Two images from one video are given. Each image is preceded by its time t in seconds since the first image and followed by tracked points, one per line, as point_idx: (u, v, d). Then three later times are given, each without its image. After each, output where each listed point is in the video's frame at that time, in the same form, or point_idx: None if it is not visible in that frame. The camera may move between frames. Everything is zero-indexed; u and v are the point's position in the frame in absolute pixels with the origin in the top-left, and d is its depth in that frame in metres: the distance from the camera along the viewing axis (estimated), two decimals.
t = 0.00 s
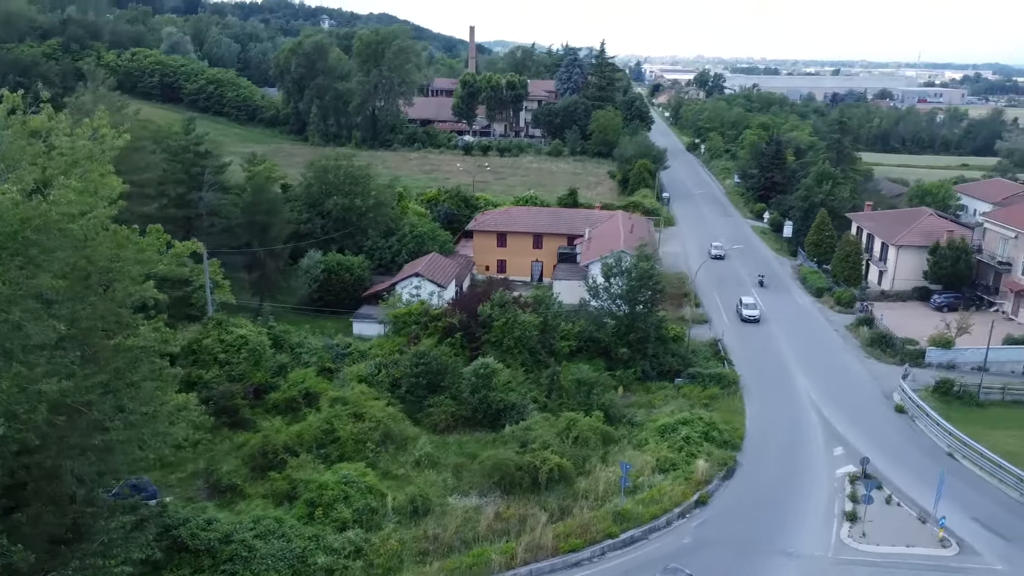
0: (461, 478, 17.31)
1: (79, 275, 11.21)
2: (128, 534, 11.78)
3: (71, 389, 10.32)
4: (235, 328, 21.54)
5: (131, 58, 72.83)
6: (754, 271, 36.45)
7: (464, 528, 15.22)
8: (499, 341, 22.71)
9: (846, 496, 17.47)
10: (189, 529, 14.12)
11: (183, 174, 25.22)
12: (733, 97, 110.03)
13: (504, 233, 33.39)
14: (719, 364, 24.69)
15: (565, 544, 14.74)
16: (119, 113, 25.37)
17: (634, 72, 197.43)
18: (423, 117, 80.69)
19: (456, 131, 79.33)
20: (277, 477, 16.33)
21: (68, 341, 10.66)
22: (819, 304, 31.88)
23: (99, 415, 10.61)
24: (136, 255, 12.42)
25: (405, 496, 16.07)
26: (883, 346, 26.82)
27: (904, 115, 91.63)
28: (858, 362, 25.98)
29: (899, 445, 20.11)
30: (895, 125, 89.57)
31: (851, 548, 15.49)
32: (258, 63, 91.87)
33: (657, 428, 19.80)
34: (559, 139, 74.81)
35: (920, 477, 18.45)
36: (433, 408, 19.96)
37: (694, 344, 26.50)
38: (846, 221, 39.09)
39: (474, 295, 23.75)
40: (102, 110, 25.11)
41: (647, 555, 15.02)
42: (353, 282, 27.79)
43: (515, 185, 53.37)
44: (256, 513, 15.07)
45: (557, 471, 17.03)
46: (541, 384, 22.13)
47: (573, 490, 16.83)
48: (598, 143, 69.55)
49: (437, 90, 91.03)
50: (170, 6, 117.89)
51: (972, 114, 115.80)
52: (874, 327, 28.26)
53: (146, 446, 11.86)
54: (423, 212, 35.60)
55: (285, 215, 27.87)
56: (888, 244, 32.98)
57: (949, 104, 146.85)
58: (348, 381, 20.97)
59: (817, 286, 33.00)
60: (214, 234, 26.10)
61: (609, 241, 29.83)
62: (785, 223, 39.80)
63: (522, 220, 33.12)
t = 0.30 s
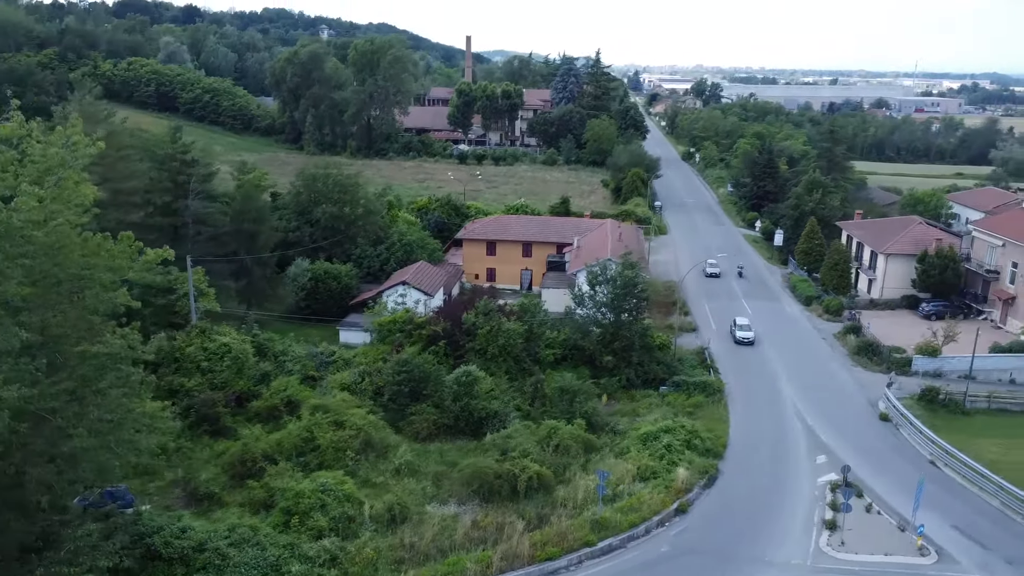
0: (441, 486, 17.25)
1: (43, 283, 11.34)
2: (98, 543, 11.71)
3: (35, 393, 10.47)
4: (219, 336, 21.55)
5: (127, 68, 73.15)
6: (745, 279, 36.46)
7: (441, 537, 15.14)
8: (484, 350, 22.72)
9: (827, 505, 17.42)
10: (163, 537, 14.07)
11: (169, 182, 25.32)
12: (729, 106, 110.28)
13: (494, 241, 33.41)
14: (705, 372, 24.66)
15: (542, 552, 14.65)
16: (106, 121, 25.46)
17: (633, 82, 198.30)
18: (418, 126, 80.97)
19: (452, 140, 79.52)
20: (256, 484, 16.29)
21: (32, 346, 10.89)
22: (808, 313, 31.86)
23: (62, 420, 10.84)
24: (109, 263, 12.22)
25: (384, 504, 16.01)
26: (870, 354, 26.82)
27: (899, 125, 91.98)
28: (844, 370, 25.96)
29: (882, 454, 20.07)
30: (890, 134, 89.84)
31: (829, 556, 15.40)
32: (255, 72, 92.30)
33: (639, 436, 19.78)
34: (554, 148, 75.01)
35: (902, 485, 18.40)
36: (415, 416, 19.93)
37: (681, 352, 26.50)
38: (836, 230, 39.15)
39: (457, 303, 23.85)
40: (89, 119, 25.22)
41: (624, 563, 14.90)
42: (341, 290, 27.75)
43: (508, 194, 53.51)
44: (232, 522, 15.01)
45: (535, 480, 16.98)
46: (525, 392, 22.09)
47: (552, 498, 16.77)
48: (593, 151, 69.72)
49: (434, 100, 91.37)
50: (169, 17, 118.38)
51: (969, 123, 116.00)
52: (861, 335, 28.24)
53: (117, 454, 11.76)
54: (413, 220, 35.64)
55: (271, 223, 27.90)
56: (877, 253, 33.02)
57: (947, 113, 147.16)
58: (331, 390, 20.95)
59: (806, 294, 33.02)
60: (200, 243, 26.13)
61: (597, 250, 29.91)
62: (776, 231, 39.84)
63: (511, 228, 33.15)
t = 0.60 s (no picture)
0: (417, 495, 17.19)
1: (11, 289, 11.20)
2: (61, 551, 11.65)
3: None
4: (199, 344, 21.54)
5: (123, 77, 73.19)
6: (733, 288, 36.49)
7: (414, 546, 15.05)
8: (466, 359, 22.74)
9: (804, 513, 17.36)
10: (133, 545, 13.96)
11: (154, 191, 25.49)
12: (725, 116, 110.53)
13: (481, 250, 33.42)
14: (689, 380, 24.62)
15: (515, 560, 14.53)
16: (91, 131, 25.51)
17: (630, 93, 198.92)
18: (414, 136, 81.10)
19: (447, 149, 79.59)
20: (230, 492, 16.23)
21: None
22: (795, 321, 31.86)
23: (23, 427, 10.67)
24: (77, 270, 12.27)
25: (359, 512, 15.94)
26: (855, 363, 26.83)
27: (894, 134, 92.06)
28: (829, 379, 25.94)
29: (863, 463, 20.01)
30: (885, 144, 89.96)
31: (804, 564, 15.34)
32: (251, 82, 92.48)
33: (619, 445, 19.74)
34: (549, 158, 75.11)
35: (881, 494, 18.35)
36: (395, 425, 19.91)
37: (666, 361, 26.49)
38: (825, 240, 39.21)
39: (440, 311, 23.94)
40: (74, 128, 25.26)
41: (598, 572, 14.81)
42: (326, 299, 27.68)
43: (501, 203, 53.54)
44: (204, 530, 14.95)
45: (511, 489, 16.93)
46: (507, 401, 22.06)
47: (528, 507, 16.70)
48: (587, 161, 69.85)
49: (429, 110, 91.63)
50: (167, 27, 118.59)
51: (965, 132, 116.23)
52: (847, 344, 28.23)
53: (79, 458, 11.96)
54: (402, 229, 35.65)
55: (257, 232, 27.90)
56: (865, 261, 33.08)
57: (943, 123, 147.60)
58: (312, 398, 20.92)
59: (794, 303, 33.03)
60: (185, 251, 26.18)
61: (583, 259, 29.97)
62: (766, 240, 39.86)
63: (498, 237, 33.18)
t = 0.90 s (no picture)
0: (396, 502, 17.13)
1: None
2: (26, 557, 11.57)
3: None
4: (182, 351, 21.54)
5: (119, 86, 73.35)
6: (723, 295, 36.47)
7: (391, 552, 14.96)
8: (451, 365, 22.76)
9: (784, 520, 17.30)
10: (106, 551, 13.87)
11: (140, 199, 25.79)
12: (721, 125, 110.78)
13: (471, 258, 33.43)
14: (674, 387, 24.59)
15: (491, 567, 14.43)
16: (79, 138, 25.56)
17: (628, 102, 199.60)
18: (409, 144, 81.28)
19: (442, 158, 79.71)
20: (207, 499, 16.17)
21: None
22: (783, 329, 31.84)
23: None
24: (47, 276, 12.29)
25: (336, 519, 15.86)
26: (842, 370, 26.80)
27: (889, 143, 92.16)
28: (815, 386, 25.87)
29: (846, 470, 19.95)
30: (880, 152, 90.16)
31: (782, 571, 15.27)
32: (248, 91, 92.70)
33: (601, 451, 19.70)
34: (544, 166, 75.23)
35: (862, 501, 18.28)
36: (376, 432, 19.88)
37: (652, 368, 26.47)
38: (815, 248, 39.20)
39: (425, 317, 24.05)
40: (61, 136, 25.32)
41: None
42: (314, 306, 27.64)
43: (494, 211, 53.61)
44: (179, 537, 14.89)
45: (490, 495, 16.86)
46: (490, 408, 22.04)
47: (507, 514, 16.63)
48: (581, 169, 69.99)
49: (425, 118, 91.86)
50: (167, 37, 118.95)
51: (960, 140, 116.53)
52: (835, 351, 28.20)
53: (44, 463, 11.99)
54: (392, 237, 35.66)
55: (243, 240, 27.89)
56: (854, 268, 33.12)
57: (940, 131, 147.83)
58: (294, 405, 20.91)
59: (783, 310, 33.02)
60: (172, 259, 26.18)
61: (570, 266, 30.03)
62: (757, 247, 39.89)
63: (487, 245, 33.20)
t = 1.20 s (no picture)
0: (374, 508, 17.08)
1: None
2: None
3: None
4: (165, 358, 21.55)
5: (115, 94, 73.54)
6: (713, 302, 36.48)
7: (366, 558, 14.92)
8: (434, 372, 22.74)
9: (764, 526, 17.26)
10: (79, 556, 13.75)
11: (127, 205, 25.81)
12: (717, 133, 111.10)
13: (460, 265, 33.47)
14: (660, 394, 24.56)
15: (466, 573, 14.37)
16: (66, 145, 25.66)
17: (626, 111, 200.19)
18: (405, 152, 81.43)
19: (437, 166, 79.85)
20: (183, 505, 16.11)
21: None
22: (772, 336, 31.83)
23: None
24: (15, 280, 12.26)
25: (313, 525, 15.80)
26: (829, 377, 26.77)
27: (884, 151, 92.32)
28: (802, 393, 25.83)
29: (829, 477, 19.91)
30: (875, 161, 90.29)
31: None
32: (245, 99, 92.93)
33: (583, 457, 19.67)
34: (539, 174, 75.36)
35: (844, 507, 18.24)
36: (358, 438, 19.87)
37: (638, 374, 26.47)
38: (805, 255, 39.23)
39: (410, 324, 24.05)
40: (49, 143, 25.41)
41: None
42: (301, 313, 27.54)
43: (487, 219, 53.68)
44: (154, 543, 14.83)
45: (469, 501, 16.82)
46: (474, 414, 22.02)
47: (485, 520, 16.58)
48: (576, 177, 70.10)
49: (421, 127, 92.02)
50: (166, 46, 119.40)
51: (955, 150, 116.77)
52: (822, 358, 28.18)
53: (10, 468, 11.92)
54: (382, 244, 35.71)
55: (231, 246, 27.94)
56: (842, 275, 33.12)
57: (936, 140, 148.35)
58: (277, 411, 20.90)
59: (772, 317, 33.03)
60: (158, 265, 26.23)
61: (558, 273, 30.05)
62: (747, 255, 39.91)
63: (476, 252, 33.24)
